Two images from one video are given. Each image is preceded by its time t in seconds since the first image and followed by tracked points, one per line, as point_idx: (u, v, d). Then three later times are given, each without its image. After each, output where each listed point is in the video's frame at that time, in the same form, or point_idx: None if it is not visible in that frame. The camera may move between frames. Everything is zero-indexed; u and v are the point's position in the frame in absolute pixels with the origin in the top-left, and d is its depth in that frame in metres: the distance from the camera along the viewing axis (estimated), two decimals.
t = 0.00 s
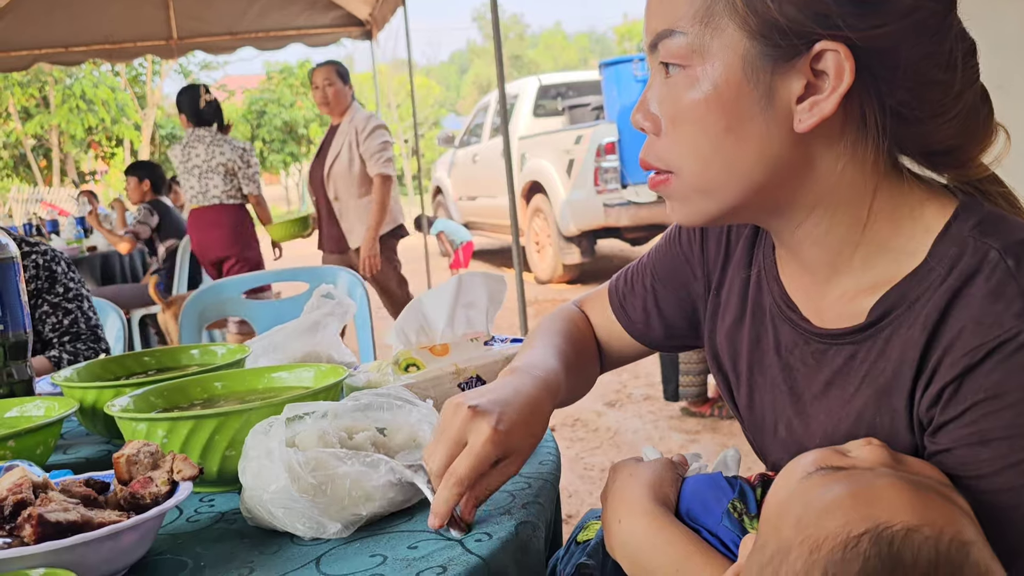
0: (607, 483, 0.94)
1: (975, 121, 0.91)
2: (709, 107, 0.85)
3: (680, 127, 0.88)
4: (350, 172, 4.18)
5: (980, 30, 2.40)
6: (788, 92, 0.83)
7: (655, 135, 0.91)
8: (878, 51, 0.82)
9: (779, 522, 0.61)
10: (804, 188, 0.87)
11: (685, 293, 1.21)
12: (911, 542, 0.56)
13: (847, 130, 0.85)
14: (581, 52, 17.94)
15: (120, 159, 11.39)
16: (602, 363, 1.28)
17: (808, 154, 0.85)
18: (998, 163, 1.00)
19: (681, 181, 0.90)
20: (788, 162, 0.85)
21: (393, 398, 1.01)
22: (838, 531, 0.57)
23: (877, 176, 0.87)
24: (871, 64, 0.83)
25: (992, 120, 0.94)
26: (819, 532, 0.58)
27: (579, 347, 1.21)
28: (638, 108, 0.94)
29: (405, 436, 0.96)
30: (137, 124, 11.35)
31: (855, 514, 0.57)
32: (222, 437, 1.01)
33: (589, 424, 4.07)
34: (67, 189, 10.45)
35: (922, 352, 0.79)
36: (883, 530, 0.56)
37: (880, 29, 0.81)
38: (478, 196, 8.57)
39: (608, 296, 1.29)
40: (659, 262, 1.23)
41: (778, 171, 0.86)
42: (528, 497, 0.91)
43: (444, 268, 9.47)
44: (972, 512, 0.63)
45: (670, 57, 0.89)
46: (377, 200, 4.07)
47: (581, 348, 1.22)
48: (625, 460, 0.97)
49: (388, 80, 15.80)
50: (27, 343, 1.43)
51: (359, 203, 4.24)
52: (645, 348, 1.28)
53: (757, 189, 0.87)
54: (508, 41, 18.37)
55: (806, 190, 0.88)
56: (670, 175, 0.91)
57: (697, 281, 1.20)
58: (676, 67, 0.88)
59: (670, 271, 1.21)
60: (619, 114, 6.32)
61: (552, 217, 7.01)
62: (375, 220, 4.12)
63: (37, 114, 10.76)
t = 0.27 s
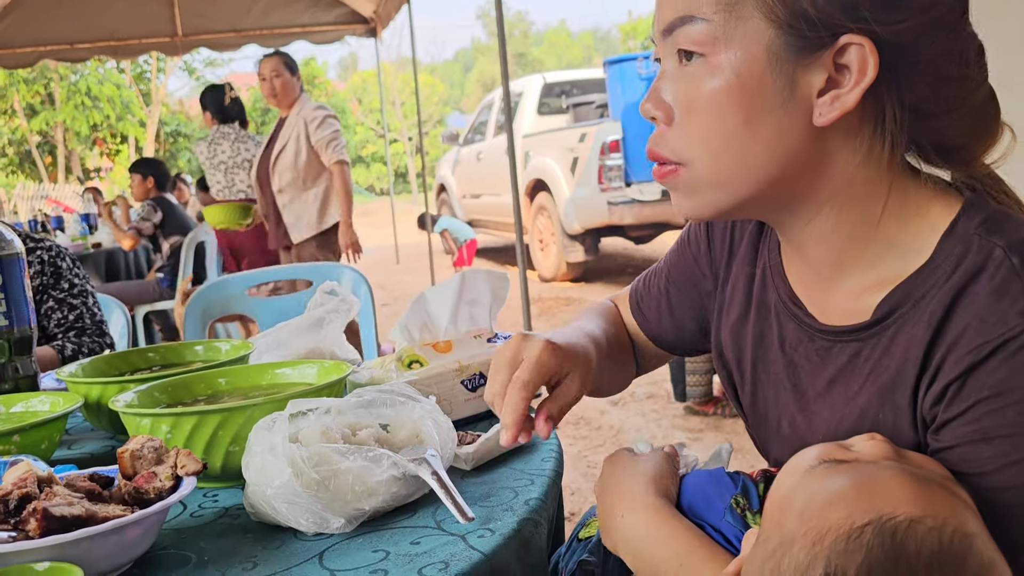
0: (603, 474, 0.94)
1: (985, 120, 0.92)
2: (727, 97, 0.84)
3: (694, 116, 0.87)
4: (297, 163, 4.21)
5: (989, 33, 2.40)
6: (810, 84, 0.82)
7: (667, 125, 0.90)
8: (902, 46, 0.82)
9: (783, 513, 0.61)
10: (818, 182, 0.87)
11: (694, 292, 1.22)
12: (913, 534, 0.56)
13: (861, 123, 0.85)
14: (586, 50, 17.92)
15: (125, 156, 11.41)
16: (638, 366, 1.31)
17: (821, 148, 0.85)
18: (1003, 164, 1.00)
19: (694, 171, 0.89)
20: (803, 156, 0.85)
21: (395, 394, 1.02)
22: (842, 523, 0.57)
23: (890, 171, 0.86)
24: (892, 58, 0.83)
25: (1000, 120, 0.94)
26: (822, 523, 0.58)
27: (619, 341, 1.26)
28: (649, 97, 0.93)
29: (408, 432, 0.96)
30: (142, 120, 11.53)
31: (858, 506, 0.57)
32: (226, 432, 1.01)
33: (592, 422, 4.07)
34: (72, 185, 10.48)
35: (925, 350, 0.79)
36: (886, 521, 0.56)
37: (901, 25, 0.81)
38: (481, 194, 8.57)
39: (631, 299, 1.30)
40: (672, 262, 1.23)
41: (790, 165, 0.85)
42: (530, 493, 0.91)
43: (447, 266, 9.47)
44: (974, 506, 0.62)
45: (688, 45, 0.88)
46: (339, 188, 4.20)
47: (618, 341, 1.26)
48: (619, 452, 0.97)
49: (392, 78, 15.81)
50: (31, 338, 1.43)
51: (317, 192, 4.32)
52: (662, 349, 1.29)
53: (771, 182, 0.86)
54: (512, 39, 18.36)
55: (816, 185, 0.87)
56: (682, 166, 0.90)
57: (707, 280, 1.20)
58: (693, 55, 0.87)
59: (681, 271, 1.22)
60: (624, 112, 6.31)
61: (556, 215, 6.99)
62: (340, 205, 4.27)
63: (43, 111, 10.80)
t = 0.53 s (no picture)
0: (595, 455, 0.89)
1: (999, 115, 0.91)
2: (753, 83, 0.83)
3: (717, 103, 0.85)
4: (255, 164, 4.14)
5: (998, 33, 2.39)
6: (838, 71, 0.82)
7: (687, 112, 0.88)
8: (931, 35, 0.82)
9: (788, 500, 0.60)
10: (840, 174, 0.86)
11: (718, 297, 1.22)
12: (920, 520, 0.56)
13: (884, 112, 0.84)
14: (588, 48, 17.91)
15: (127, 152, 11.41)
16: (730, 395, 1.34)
17: (843, 137, 0.84)
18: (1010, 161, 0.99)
19: (717, 159, 0.87)
20: (827, 145, 0.84)
21: (399, 388, 1.02)
22: (848, 509, 0.57)
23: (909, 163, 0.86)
24: (920, 47, 0.83)
25: (1010, 116, 0.94)
26: (827, 508, 0.57)
27: (691, 379, 1.27)
28: (665, 84, 0.91)
29: (411, 426, 0.96)
30: (145, 116, 11.58)
31: (865, 492, 0.57)
32: (229, 426, 1.01)
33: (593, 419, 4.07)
34: (75, 181, 10.49)
35: (933, 342, 0.78)
36: (893, 507, 0.56)
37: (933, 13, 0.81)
38: (484, 191, 8.55)
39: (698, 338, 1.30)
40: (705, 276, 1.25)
41: (810, 154, 0.84)
42: (534, 487, 0.91)
43: (449, 263, 9.46)
44: (979, 494, 0.62)
45: (711, 30, 0.86)
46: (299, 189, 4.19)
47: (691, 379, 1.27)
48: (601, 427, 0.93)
49: (395, 75, 15.81)
50: (35, 332, 1.44)
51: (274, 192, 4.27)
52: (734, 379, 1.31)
53: (793, 169, 0.85)
54: (514, 36, 18.35)
55: (834, 178, 0.86)
56: (705, 154, 0.88)
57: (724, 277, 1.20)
58: (717, 40, 0.86)
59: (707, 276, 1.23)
60: (626, 109, 6.30)
61: (558, 213, 6.95)
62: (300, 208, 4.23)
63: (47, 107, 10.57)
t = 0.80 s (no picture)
0: (580, 457, 0.84)
1: (1005, 113, 0.91)
2: (758, 79, 0.82)
3: (722, 98, 0.85)
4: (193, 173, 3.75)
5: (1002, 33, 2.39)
6: (842, 66, 0.81)
7: (691, 109, 0.88)
8: (937, 28, 0.82)
9: (785, 500, 0.60)
10: (840, 169, 0.86)
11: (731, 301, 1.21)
12: (918, 521, 0.56)
13: (889, 108, 0.84)
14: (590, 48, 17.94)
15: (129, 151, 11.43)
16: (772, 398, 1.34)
17: (847, 133, 0.83)
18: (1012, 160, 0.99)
19: (720, 154, 0.87)
20: (831, 141, 0.83)
21: (397, 386, 1.01)
22: (846, 509, 0.56)
23: (913, 161, 0.86)
24: (925, 43, 0.82)
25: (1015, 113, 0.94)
26: (826, 507, 0.57)
27: (728, 392, 1.26)
28: (670, 81, 0.91)
29: (409, 425, 0.96)
30: (147, 115, 11.61)
31: (864, 491, 0.56)
32: (227, 424, 1.01)
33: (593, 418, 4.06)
34: (77, 180, 10.52)
35: (934, 341, 0.78)
36: (891, 507, 0.56)
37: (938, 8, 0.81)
38: (485, 191, 8.55)
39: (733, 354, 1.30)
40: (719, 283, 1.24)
41: (815, 151, 0.84)
42: (532, 487, 0.91)
43: (450, 262, 9.47)
44: (979, 493, 0.62)
45: (716, 26, 0.86)
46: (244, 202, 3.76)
47: (728, 392, 1.26)
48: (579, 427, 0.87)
49: (397, 74, 15.84)
50: (34, 330, 1.43)
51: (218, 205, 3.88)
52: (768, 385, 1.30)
53: (798, 165, 0.84)
54: (516, 37, 18.38)
55: (834, 175, 0.86)
56: (711, 148, 0.88)
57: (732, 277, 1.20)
58: (722, 36, 0.85)
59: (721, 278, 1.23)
60: (627, 109, 6.33)
61: (559, 212, 6.96)
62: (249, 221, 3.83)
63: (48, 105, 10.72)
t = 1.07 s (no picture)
0: (590, 448, 0.86)
1: (1011, 115, 0.91)
2: (762, 79, 0.82)
3: (726, 98, 0.85)
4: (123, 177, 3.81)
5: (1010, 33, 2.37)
6: (846, 67, 0.81)
7: (697, 108, 0.88)
8: (943, 29, 0.82)
9: (791, 492, 0.60)
10: (844, 169, 0.86)
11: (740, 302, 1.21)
12: (923, 509, 0.56)
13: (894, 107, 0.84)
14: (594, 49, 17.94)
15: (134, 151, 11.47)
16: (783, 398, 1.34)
17: (852, 133, 0.83)
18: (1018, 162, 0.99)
19: (724, 153, 0.87)
20: (836, 141, 0.83)
21: (402, 385, 1.02)
22: (851, 498, 0.56)
23: (920, 160, 0.86)
24: (929, 44, 0.83)
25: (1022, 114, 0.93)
26: (830, 498, 0.57)
27: (733, 388, 1.26)
28: (676, 81, 0.91)
29: (413, 423, 0.96)
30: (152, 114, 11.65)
31: (867, 484, 0.56)
32: (232, 422, 1.01)
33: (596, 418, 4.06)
34: (82, 179, 10.55)
35: (938, 341, 0.78)
36: (896, 496, 0.56)
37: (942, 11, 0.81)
38: (489, 191, 8.56)
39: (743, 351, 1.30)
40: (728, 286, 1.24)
41: (820, 152, 0.84)
42: (535, 486, 0.92)
43: (454, 262, 9.47)
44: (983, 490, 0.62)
45: (721, 27, 0.86)
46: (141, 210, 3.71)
47: (732, 387, 1.26)
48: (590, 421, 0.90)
49: (401, 75, 15.87)
50: (40, 328, 1.44)
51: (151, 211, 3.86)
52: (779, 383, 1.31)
53: (803, 165, 0.85)
54: (520, 37, 18.43)
55: (838, 175, 0.86)
56: (716, 146, 0.88)
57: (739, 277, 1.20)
58: (726, 37, 0.86)
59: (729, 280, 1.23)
60: (631, 110, 6.34)
61: (563, 212, 6.97)
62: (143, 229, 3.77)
63: (54, 104, 10.73)
